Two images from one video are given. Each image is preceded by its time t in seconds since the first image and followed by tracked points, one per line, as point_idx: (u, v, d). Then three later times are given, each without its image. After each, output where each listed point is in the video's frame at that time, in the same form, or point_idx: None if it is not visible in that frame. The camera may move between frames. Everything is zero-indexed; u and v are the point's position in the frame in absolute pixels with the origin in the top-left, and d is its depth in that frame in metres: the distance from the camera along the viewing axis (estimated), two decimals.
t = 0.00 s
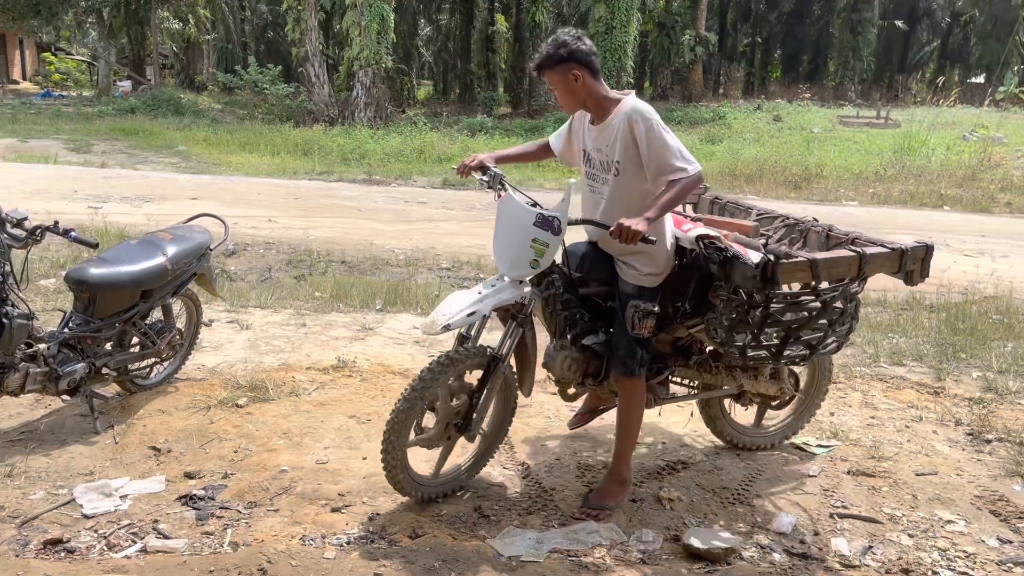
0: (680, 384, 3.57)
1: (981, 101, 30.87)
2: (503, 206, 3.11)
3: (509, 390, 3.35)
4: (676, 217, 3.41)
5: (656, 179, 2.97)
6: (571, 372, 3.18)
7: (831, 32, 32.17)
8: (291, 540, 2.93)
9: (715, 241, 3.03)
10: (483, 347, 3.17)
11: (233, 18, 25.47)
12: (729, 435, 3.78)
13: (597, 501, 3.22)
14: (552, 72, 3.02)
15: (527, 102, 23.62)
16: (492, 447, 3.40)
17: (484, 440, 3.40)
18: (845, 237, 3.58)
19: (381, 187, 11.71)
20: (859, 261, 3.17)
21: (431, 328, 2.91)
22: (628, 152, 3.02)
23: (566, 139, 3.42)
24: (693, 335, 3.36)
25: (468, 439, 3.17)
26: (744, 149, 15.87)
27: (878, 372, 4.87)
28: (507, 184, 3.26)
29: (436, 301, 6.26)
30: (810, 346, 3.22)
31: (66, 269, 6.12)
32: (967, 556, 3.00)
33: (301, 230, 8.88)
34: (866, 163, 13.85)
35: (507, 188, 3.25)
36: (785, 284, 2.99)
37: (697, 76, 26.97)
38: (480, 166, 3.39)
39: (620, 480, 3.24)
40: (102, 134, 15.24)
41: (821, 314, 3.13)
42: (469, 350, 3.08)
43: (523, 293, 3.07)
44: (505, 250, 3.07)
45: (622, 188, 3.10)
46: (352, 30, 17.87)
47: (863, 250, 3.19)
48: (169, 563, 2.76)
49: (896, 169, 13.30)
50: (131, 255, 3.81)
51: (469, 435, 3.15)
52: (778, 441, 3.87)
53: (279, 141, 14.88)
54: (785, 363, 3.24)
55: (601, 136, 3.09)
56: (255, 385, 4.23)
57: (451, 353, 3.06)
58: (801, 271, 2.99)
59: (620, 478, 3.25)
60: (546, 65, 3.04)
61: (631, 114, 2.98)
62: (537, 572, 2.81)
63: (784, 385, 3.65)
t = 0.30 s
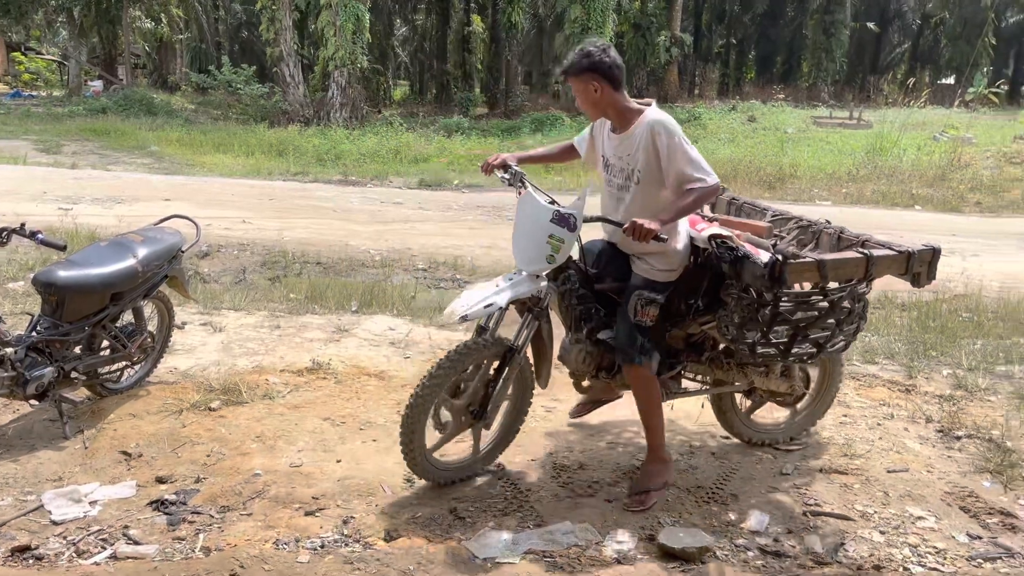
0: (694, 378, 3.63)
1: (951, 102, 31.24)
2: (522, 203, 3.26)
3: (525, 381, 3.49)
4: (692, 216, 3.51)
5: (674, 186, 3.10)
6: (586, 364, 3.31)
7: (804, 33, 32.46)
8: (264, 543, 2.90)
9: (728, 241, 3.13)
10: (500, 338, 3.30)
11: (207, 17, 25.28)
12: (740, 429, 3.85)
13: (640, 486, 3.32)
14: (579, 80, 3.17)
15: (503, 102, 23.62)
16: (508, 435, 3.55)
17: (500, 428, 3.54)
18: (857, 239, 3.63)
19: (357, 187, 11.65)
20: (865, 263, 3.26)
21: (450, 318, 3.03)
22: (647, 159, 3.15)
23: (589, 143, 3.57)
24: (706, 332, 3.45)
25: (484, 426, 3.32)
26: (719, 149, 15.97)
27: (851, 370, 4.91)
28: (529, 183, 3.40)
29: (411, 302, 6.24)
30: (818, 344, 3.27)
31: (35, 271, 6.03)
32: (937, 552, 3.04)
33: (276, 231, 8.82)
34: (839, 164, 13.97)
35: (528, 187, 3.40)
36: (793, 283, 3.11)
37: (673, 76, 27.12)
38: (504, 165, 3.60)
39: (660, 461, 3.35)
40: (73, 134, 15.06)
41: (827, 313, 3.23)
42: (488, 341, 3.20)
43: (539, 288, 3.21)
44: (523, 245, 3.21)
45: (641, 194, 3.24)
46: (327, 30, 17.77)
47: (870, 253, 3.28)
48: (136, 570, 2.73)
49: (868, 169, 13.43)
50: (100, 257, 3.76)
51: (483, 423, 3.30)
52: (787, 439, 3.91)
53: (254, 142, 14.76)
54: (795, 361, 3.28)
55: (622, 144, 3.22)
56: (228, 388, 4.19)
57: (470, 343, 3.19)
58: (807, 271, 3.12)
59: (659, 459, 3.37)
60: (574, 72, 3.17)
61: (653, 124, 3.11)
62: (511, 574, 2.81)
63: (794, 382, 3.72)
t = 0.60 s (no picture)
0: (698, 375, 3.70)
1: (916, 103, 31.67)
2: (530, 204, 3.37)
3: (533, 377, 3.60)
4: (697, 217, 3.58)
5: (675, 191, 3.15)
6: (592, 360, 3.39)
7: (772, 35, 32.79)
8: (228, 549, 2.87)
9: (730, 245, 3.21)
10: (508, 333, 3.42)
11: (173, 17, 24.97)
12: (743, 422, 3.89)
13: (644, 487, 3.36)
14: (587, 80, 3.21)
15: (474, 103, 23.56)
16: (517, 430, 3.65)
17: (508, 424, 3.65)
18: (858, 243, 3.65)
19: (326, 189, 11.55)
20: (862, 269, 3.23)
21: (455, 312, 3.17)
22: (650, 162, 3.20)
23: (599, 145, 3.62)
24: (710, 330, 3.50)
25: (489, 418, 3.42)
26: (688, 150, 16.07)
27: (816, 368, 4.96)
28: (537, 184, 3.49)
29: (380, 304, 6.20)
30: (816, 347, 3.32)
31: None
32: (899, 547, 3.09)
33: (243, 233, 8.73)
34: (806, 164, 14.10)
35: (536, 187, 3.48)
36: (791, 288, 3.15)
37: (643, 77, 27.25)
38: (516, 165, 3.64)
39: (660, 463, 3.39)
40: (35, 136, 14.79)
41: (825, 316, 3.27)
42: (493, 335, 3.32)
43: (544, 286, 3.33)
44: (530, 245, 3.32)
45: (644, 197, 3.29)
46: (296, 30, 17.65)
47: (868, 259, 3.25)
48: None
49: (834, 170, 13.58)
50: (59, 261, 3.70)
51: (488, 414, 3.40)
52: (790, 433, 3.97)
53: (220, 143, 14.59)
54: (793, 362, 3.33)
55: (628, 146, 3.27)
56: (193, 393, 4.14)
57: (477, 336, 3.32)
58: (806, 277, 3.14)
59: (660, 461, 3.40)
60: (584, 71, 3.21)
61: (657, 128, 3.16)
62: None
63: (796, 379, 3.67)
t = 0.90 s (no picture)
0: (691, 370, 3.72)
1: (877, 104, 32.15)
2: (527, 200, 3.44)
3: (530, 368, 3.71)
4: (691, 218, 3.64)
5: (666, 190, 3.17)
6: (586, 354, 3.42)
7: (737, 36, 33.13)
8: (188, 556, 2.84)
9: (720, 241, 3.33)
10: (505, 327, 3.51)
11: (135, 17, 24.66)
12: (735, 417, 3.96)
13: (621, 481, 3.40)
14: (585, 79, 3.25)
15: (442, 103, 23.50)
16: (515, 419, 3.77)
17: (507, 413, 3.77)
18: (845, 240, 3.70)
19: (292, 190, 11.44)
20: (848, 265, 3.31)
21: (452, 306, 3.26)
22: (643, 161, 3.22)
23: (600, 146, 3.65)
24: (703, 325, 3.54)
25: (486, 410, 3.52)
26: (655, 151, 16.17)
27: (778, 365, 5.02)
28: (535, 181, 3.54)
29: (346, 306, 6.15)
30: (804, 340, 3.39)
31: None
32: (858, 541, 3.13)
33: (207, 235, 8.62)
34: (771, 164, 14.25)
35: (534, 184, 3.54)
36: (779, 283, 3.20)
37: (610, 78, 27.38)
38: (516, 164, 3.67)
39: (638, 462, 3.43)
40: None
41: (814, 309, 3.34)
42: (489, 329, 3.41)
43: (540, 281, 3.40)
44: (527, 239, 3.39)
45: (637, 195, 3.31)
46: (261, 30, 17.50)
47: (853, 255, 3.32)
48: None
49: (797, 169, 13.74)
50: (15, 264, 3.63)
51: (485, 405, 3.50)
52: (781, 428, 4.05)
53: (184, 144, 14.40)
54: (782, 356, 3.39)
55: (623, 145, 3.30)
56: (153, 397, 4.08)
57: (473, 330, 3.42)
58: (793, 272, 3.19)
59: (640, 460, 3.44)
60: (583, 71, 3.25)
61: (650, 127, 3.18)
62: None
63: (788, 374, 3.76)
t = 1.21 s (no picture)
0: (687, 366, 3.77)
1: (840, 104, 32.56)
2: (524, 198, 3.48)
3: (529, 362, 3.75)
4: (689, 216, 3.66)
5: (661, 192, 3.20)
6: (584, 350, 3.49)
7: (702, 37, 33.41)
8: (148, 563, 2.80)
9: (714, 241, 3.33)
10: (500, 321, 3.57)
11: (95, 15, 24.32)
12: (727, 410, 4.03)
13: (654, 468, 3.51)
14: (577, 87, 3.28)
15: (409, 103, 23.41)
16: (515, 412, 3.83)
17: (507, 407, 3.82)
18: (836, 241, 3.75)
19: (256, 192, 11.31)
20: (838, 266, 3.36)
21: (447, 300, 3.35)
22: (637, 165, 3.24)
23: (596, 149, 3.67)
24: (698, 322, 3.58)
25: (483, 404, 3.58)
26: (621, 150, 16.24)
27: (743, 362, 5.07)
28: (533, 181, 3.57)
29: (312, 308, 6.10)
30: (793, 339, 3.46)
31: None
32: (819, 535, 3.18)
33: (169, 238, 8.50)
34: (736, 164, 14.38)
35: (532, 184, 3.58)
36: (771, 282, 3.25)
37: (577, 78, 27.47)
38: (516, 164, 3.68)
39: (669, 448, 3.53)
40: None
41: (804, 309, 3.39)
42: (482, 324, 3.48)
43: (537, 277, 3.45)
44: (523, 236, 3.44)
45: (632, 198, 3.33)
46: (224, 30, 17.30)
47: (843, 256, 3.38)
48: None
49: (761, 169, 13.87)
50: None
51: (482, 399, 3.55)
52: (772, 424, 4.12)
53: (145, 145, 14.20)
54: (772, 352, 3.46)
55: (617, 149, 3.32)
56: (113, 403, 4.02)
57: (467, 325, 3.49)
58: (784, 272, 3.24)
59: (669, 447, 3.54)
60: (574, 79, 3.28)
61: (643, 131, 3.20)
62: None
63: (779, 371, 3.78)
